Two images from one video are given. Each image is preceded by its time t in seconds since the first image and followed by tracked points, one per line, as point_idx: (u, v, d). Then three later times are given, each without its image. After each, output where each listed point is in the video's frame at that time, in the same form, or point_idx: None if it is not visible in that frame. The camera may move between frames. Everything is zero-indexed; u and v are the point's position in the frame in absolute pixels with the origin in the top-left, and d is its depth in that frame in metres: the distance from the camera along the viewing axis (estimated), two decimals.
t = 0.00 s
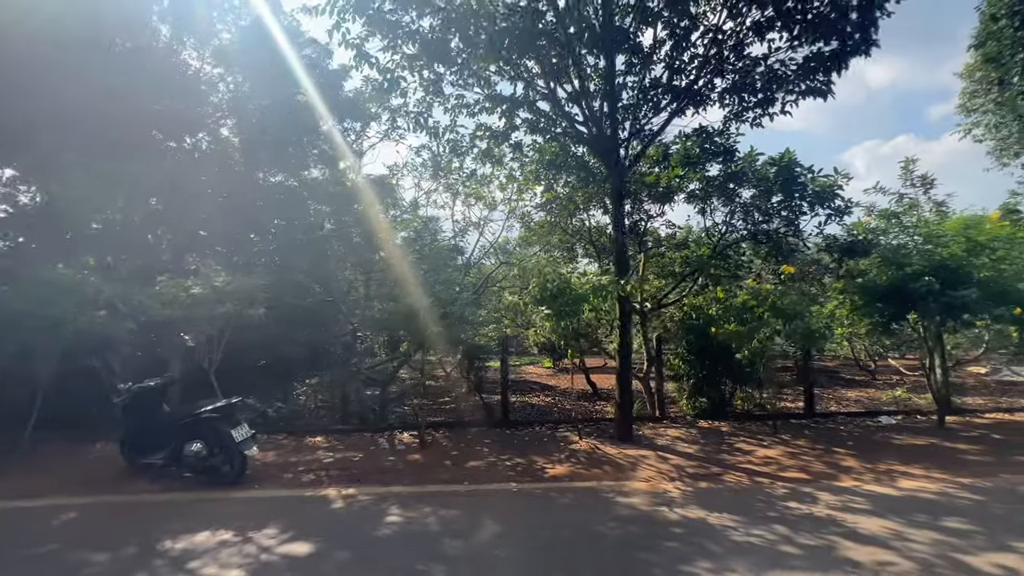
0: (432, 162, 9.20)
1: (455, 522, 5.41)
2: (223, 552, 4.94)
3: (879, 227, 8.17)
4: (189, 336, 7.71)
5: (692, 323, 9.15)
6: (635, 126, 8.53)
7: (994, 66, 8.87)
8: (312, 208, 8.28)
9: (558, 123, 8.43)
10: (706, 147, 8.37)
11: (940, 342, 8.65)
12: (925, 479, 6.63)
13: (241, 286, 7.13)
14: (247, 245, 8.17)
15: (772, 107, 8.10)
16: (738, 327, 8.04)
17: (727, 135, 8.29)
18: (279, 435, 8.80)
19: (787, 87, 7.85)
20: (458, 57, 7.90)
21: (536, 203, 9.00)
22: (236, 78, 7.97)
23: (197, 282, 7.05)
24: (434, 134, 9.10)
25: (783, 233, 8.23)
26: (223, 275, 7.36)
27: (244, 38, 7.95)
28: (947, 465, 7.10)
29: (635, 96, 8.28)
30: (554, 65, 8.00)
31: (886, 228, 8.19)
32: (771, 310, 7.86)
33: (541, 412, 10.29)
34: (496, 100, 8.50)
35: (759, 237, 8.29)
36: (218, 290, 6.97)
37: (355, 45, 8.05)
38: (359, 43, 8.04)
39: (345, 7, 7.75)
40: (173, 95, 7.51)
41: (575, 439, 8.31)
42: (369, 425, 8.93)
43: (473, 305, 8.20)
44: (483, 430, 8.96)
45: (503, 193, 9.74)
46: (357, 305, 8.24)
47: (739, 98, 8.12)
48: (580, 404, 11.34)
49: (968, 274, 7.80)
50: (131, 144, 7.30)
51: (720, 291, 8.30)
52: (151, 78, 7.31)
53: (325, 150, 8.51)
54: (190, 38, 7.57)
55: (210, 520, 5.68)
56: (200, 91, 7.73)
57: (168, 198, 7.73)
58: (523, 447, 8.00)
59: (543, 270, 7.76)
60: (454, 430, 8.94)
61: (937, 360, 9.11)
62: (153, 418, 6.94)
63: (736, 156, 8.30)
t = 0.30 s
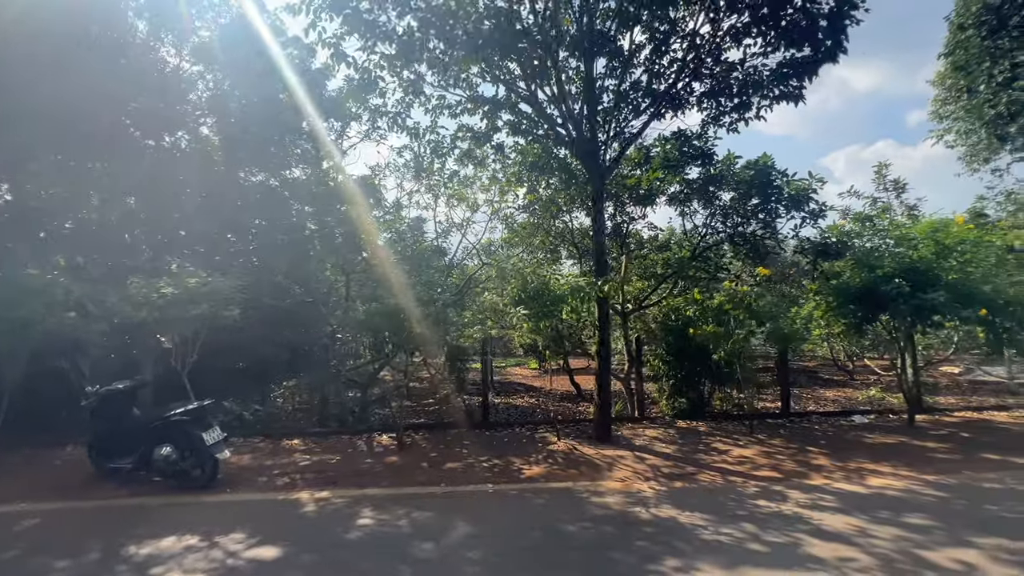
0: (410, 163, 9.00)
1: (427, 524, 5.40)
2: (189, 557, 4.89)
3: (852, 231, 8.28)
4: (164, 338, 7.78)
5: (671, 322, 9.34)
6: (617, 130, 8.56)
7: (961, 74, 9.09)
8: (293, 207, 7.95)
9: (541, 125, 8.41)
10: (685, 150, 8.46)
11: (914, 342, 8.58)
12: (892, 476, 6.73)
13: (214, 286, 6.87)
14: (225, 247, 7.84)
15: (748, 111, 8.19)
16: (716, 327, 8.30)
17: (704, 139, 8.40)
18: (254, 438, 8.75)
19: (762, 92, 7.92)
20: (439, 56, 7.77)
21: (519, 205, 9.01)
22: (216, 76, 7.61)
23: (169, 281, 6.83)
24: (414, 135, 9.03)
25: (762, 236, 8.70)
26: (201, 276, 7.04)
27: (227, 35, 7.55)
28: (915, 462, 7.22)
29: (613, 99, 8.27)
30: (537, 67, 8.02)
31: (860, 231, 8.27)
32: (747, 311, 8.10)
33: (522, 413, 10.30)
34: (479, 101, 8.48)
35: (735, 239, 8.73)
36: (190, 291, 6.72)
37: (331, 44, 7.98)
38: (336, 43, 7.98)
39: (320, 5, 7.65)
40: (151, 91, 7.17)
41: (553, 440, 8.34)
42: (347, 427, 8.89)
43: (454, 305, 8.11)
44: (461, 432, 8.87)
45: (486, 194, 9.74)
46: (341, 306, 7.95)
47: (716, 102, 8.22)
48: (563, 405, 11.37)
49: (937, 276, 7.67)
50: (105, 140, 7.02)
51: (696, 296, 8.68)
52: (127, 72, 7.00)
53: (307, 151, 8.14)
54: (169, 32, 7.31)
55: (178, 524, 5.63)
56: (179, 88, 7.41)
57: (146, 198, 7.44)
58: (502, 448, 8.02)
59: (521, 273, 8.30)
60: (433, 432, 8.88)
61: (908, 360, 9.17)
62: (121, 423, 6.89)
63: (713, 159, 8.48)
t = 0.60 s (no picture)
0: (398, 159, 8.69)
1: (399, 527, 5.37)
2: (154, 561, 4.84)
3: (835, 232, 8.26)
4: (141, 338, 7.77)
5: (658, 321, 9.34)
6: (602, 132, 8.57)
7: (939, 78, 9.50)
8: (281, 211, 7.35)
9: (526, 125, 8.45)
10: (669, 152, 8.44)
11: (891, 343, 8.70)
12: (868, 475, 6.77)
13: (190, 284, 7.06)
14: (205, 246, 7.27)
15: (730, 113, 8.21)
16: (697, 329, 8.46)
17: (688, 140, 8.43)
18: (233, 439, 8.69)
19: (741, 94, 7.92)
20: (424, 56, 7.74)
21: (505, 205, 8.97)
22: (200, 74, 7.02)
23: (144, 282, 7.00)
24: (398, 134, 8.80)
25: (744, 237, 8.65)
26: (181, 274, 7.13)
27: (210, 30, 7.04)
28: (894, 461, 7.26)
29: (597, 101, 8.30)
30: (521, 68, 8.04)
31: (842, 233, 8.25)
32: (728, 312, 8.31)
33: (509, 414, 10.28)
34: (463, 101, 8.46)
35: (720, 240, 8.69)
36: (165, 290, 6.98)
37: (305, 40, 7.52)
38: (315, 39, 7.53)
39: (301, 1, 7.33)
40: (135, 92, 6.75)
41: (536, 441, 8.33)
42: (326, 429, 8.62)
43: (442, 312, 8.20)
44: (442, 432, 8.80)
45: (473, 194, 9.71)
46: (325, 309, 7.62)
47: (698, 104, 8.22)
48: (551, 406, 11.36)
49: (915, 278, 7.84)
50: (85, 139, 6.51)
51: (680, 297, 8.82)
52: (113, 71, 6.63)
53: (295, 149, 7.60)
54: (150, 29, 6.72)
55: (147, 528, 5.58)
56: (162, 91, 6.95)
57: (130, 195, 6.71)
58: (483, 449, 8.01)
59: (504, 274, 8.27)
60: (417, 432, 8.84)
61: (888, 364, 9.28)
62: (92, 424, 6.81)
63: (698, 160, 8.49)
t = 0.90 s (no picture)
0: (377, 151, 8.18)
1: (367, 533, 5.33)
2: (111, 571, 4.77)
3: (816, 234, 8.37)
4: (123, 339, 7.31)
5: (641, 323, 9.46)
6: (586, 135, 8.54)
7: (919, 82, 9.79)
8: (267, 208, 7.26)
9: (509, 127, 8.41)
10: (652, 155, 8.35)
11: (871, 345, 8.77)
12: (843, 476, 6.80)
13: (162, 286, 6.63)
14: (178, 246, 7.10)
15: (711, 115, 8.22)
16: (675, 329, 8.45)
17: (669, 142, 8.41)
18: (208, 443, 8.63)
19: (720, 96, 7.95)
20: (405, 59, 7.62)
21: (488, 206, 8.96)
22: (183, 72, 6.89)
23: (113, 283, 6.50)
24: (378, 134, 8.66)
25: (724, 238, 8.64)
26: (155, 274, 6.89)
27: (192, 27, 6.87)
28: (868, 462, 7.30)
29: (579, 102, 8.31)
30: (504, 69, 7.90)
31: (822, 234, 8.39)
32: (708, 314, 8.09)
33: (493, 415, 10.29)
34: (445, 101, 8.41)
35: (706, 242, 8.64)
36: (136, 291, 6.44)
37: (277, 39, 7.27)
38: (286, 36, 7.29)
39: None
40: (115, 90, 6.64)
41: (515, 444, 8.33)
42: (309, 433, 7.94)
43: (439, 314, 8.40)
44: (422, 436, 8.77)
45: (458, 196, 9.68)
46: (311, 306, 7.21)
47: (679, 106, 8.26)
48: (537, 407, 11.36)
49: (892, 280, 8.00)
50: (64, 138, 6.48)
51: (659, 297, 8.92)
52: (97, 70, 6.56)
53: (278, 146, 7.37)
54: (130, 26, 6.67)
55: (109, 537, 5.50)
56: (143, 93, 6.78)
57: (108, 195, 6.68)
58: (462, 452, 8.01)
59: (482, 273, 8.36)
60: (397, 435, 8.81)
61: (866, 362, 9.37)
62: (59, 429, 6.64)
63: (680, 162, 8.44)
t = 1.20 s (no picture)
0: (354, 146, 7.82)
1: (331, 537, 5.29)
2: None
3: (795, 234, 8.50)
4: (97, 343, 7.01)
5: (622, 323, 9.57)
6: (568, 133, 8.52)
7: (894, 86, 9.84)
8: (249, 207, 7.10)
9: (491, 126, 8.38)
10: (632, 154, 8.30)
11: (847, 344, 8.85)
12: (814, 475, 6.84)
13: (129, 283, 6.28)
14: (153, 246, 6.79)
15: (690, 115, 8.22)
16: (656, 329, 8.33)
17: (649, 143, 8.41)
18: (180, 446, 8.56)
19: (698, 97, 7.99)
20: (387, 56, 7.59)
21: (471, 204, 8.97)
22: (163, 69, 6.80)
23: (78, 281, 6.21)
24: (358, 132, 8.64)
25: (705, 238, 8.44)
26: (124, 274, 6.44)
27: (174, 21, 6.82)
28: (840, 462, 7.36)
29: (562, 101, 8.32)
30: (483, 66, 7.97)
31: (801, 235, 8.52)
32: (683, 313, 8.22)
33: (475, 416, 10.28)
34: (426, 100, 8.39)
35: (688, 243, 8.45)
36: (105, 291, 6.09)
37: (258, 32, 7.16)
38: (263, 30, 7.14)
39: None
40: (91, 86, 6.46)
41: (493, 445, 8.33)
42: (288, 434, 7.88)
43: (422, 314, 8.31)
44: (400, 437, 8.78)
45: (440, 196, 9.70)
46: (289, 305, 6.94)
47: (658, 107, 8.25)
48: (520, 407, 11.37)
49: (865, 280, 8.11)
50: (38, 134, 6.20)
51: (639, 297, 8.82)
52: (74, 65, 6.35)
53: (262, 143, 7.23)
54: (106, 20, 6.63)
55: (65, 542, 5.42)
56: (120, 91, 6.62)
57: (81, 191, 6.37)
58: (439, 454, 8.00)
59: (458, 274, 8.56)
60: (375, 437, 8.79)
61: (843, 361, 9.46)
62: (19, 433, 6.45)
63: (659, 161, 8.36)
